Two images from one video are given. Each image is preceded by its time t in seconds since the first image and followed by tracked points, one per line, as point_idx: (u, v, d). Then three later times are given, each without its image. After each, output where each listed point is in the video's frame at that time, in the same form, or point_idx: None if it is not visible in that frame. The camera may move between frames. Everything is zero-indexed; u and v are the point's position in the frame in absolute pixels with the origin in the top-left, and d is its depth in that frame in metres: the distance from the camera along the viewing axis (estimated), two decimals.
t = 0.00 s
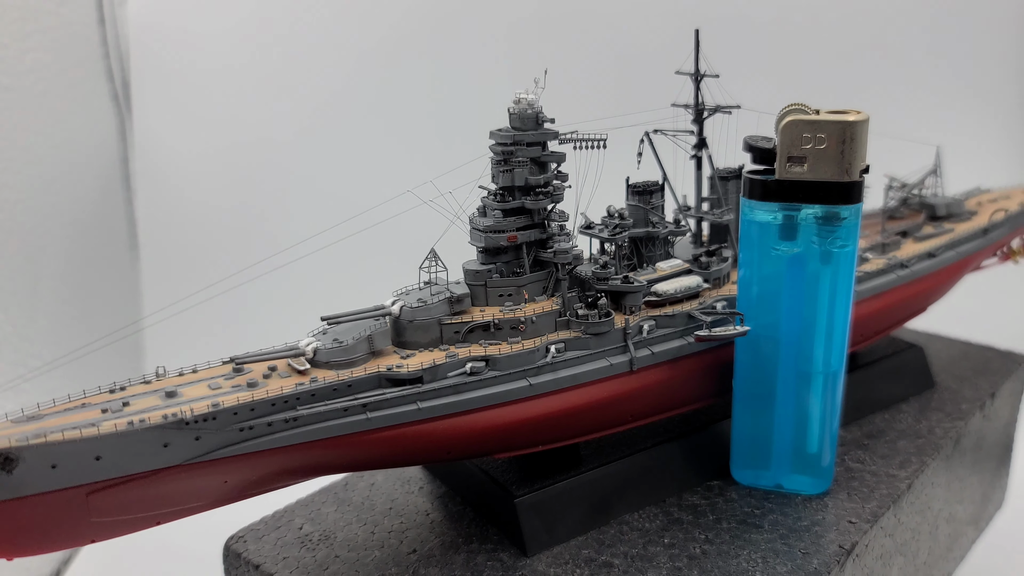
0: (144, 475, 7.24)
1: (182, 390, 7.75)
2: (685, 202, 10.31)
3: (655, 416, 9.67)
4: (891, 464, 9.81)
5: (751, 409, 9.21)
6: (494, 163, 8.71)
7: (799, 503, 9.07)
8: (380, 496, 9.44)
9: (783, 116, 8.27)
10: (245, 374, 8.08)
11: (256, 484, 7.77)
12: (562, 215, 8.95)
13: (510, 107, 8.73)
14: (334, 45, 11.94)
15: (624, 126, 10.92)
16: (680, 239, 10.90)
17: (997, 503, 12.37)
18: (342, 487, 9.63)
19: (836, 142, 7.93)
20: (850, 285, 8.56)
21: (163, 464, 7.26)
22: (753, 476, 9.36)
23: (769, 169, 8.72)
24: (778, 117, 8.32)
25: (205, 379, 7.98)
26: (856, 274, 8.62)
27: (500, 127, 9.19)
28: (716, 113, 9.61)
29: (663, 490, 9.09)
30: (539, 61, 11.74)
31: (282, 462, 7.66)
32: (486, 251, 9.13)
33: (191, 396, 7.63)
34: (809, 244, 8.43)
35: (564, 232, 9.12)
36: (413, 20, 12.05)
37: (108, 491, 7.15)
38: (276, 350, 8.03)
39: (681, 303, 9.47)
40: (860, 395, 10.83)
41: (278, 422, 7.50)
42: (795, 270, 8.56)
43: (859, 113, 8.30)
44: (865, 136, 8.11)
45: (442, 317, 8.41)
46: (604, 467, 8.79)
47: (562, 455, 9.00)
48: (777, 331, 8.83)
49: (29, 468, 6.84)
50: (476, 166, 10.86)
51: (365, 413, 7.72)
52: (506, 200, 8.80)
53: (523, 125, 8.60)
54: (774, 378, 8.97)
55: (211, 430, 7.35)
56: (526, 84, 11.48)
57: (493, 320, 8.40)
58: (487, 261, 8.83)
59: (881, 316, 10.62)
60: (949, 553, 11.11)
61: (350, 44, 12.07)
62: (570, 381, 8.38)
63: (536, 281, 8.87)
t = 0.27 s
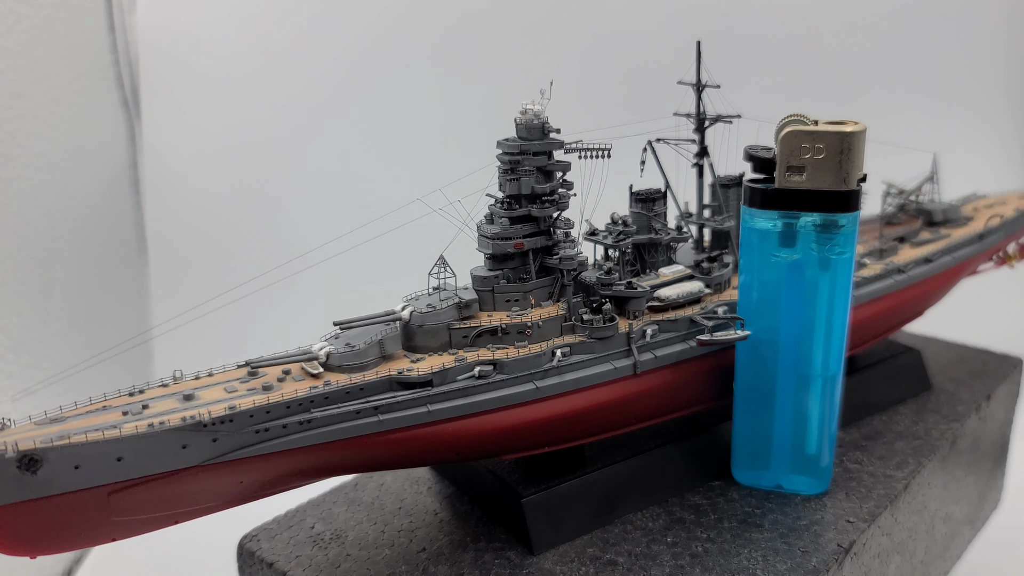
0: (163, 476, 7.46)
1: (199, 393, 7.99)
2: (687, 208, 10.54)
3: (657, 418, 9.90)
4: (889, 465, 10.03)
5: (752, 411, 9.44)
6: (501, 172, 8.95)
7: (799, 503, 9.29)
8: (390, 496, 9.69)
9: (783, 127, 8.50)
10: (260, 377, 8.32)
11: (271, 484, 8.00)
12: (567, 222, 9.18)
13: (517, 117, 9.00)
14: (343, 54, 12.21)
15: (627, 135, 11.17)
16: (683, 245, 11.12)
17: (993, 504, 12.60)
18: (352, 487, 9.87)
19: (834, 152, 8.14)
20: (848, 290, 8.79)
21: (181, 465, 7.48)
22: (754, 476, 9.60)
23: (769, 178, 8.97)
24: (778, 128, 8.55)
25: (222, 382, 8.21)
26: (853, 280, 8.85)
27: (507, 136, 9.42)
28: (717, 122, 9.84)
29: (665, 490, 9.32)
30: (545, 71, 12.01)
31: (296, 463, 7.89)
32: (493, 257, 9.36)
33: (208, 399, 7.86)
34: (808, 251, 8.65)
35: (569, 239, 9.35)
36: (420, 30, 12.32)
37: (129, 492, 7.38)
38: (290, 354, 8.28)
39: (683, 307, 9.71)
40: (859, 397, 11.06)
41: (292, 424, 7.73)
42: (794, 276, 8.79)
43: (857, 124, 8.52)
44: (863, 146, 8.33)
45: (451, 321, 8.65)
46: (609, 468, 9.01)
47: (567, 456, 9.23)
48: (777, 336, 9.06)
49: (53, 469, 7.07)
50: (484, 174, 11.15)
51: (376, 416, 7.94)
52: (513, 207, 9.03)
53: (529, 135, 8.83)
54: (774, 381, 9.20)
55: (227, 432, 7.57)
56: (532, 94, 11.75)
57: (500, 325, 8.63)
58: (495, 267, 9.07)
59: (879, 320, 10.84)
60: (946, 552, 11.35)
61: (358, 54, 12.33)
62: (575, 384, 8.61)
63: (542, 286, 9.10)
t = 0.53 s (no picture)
0: (183, 467, 7.71)
1: (217, 387, 8.25)
2: (689, 208, 10.81)
3: (660, 412, 10.16)
4: (885, 458, 10.30)
5: (752, 405, 9.70)
6: (509, 172, 9.20)
7: (798, 494, 9.56)
8: (400, 488, 9.95)
9: (783, 128, 8.76)
10: (276, 371, 8.58)
11: (287, 475, 8.25)
12: (573, 221, 9.44)
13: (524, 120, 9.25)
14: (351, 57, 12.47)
15: (630, 137, 11.44)
16: (685, 244, 11.38)
17: (987, 497, 12.88)
18: (363, 480, 10.13)
19: (833, 153, 8.40)
20: (846, 287, 9.05)
21: (201, 456, 7.73)
22: (754, 468, 9.86)
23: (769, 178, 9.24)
24: (778, 129, 8.80)
25: (239, 377, 8.47)
26: (851, 277, 9.11)
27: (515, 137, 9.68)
28: (718, 124, 10.10)
29: (668, 481, 9.59)
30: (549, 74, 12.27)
31: (312, 454, 8.14)
32: (501, 256, 9.62)
33: (227, 392, 8.12)
34: (807, 249, 8.91)
35: (575, 238, 9.60)
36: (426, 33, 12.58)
37: (150, 482, 7.63)
38: (305, 349, 8.54)
39: (686, 304, 9.97)
40: (856, 392, 11.33)
41: (308, 417, 7.98)
42: (794, 274, 9.05)
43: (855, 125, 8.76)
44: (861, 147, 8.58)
45: (461, 318, 8.92)
46: (613, 460, 9.27)
47: (573, 448, 9.50)
48: (777, 331, 9.32)
49: (78, 460, 7.32)
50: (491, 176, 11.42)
51: (389, 408, 8.20)
52: (521, 207, 9.28)
53: (536, 137, 9.08)
54: (775, 375, 9.46)
55: (246, 424, 7.82)
56: (537, 96, 12.02)
57: (509, 321, 8.90)
58: (503, 265, 9.33)
59: (876, 317, 11.11)
60: (941, 543, 11.62)
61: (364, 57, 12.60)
62: (581, 378, 8.87)
63: (549, 284, 9.36)
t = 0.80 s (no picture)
0: (195, 465, 7.95)
1: (228, 387, 8.49)
2: (686, 213, 11.06)
3: (658, 412, 10.42)
4: (878, 456, 10.56)
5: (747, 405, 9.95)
6: (511, 178, 9.45)
7: (792, 491, 9.81)
8: (404, 486, 10.20)
9: (777, 136, 9.00)
10: (285, 372, 8.83)
11: (295, 473, 8.49)
12: (573, 226, 9.69)
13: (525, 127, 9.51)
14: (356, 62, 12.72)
15: (628, 143, 11.71)
16: (682, 247, 11.63)
17: (978, 495, 13.15)
18: (367, 478, 10.38)
19: (826, 161, 8.65)
20: (839, 290, 9.31)
21: (212, 455, 7.97)
22: (749, 466, 10.11)
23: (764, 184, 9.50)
24: (772, 137, 9.05)
25: (249, 377, 8.71)
26: (843, 280, 9.37)
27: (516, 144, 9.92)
28: (714, 131, 10.36)
29: (666, 479, 9.84)
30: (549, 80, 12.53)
31: (319, 452, 8.39)
32: (503, 259, 9.87)
33: (237, 392, 8.36)
34: (801, 253, 9.15)
35: (575, 242, 9.85)
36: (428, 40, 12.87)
37: (163, 479, 7.86)
38: (313, 351, 8.78)
39: (683, 306, 10.23)
40: (849, 392, 11.60)
41: (317, 416, 8.23)
42: (788, 277, 9.29)
43: (847, 133, 9.02)
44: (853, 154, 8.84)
45: (464, 320, 9.17)
46: (612, 458, 9.52)
47: (573, 446, 9.75)
48: (772, 333, 9.57)
49: (94, 458, 7.56)
50: (493, 181, 11.68)
51: (395, 408, 8.44)
52: (522, 212, 9.53)
53: (537, 144, 9.34)
54: (769, 376, 9.71)
55: (256, 424, 8.05)
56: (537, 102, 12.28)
57: (511, 323, 9.15)
58: (505, 268, 9.58)
59: (869, 319, 11.37)
60: (932, 540, 11.89)
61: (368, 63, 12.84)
62: (581, 379, 9.12)
63: (550, 287, 9.61)
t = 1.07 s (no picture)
0: (205, 463, 8.19)
1: (236, 387, 8.74)
2: (681, 217, 11.32)
3: (654, 411, 10.68)
4: (868, 455, 10.82)
5: (741, 404, 10.21)
6: (511, 184, 9.69)
7: (785, 489, 10.07)
8: (406, 484, 10.47)
9: (769, 143, 9.21)
10: (291, 373, 9.08)
11: (301, 470, 8.74)
12: (571, 230, 9.94)
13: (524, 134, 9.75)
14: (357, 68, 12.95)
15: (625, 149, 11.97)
16: (678, 251, 11.89)
17: (968, 494, 13.42)
18: (371, 476, 10.65)
19: (817, 167, 8.86)
20: (830, 293, 9.56)
21: (221, 453, 8.21)
22: (743, 464, 10.38)
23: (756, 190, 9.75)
24: (765, 144, 9.26)
25: (256, 377, 8.97)
26: (834, 283, 9.62)
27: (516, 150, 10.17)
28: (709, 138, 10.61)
29: (661, 477, 10.10)
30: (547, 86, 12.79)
31: (325, 450, 8.64)
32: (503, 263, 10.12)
33: (245, 392, 8.61)
34: (793, 257, 9.40)
35: (573, 246, 10.09)
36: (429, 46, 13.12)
37: (173, 476, 8.10)
38: (318, 352, 9.03)
39: (678, 308, 10.49)
40: (841, 393, 11.86)
41: (322, 415, 8.47)
42: (780, 280, 9.55)
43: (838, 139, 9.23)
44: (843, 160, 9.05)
45: (465, 322, 9.42)
46: (609, 457, 9.78)
47: (571, 445, 10.01)
48: (764, 334, 9.82)
49: (106, 455, 7.80)
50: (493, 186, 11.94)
51: (398, 408, 8.69)
52: (522, 217, 9.78)
53: (536, 151, 9.58)
54: (762, 376, 9.97)
55: (263, 423, 8.30)
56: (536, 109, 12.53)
57: (510, 325, 9.41)
58: (505, 271, 9.83)
59: (861, 320, 11.62)
60: (922, 537, 12.16)
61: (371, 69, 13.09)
62: (579, 379, 9.37)
63: (548, 289, 9.87)
